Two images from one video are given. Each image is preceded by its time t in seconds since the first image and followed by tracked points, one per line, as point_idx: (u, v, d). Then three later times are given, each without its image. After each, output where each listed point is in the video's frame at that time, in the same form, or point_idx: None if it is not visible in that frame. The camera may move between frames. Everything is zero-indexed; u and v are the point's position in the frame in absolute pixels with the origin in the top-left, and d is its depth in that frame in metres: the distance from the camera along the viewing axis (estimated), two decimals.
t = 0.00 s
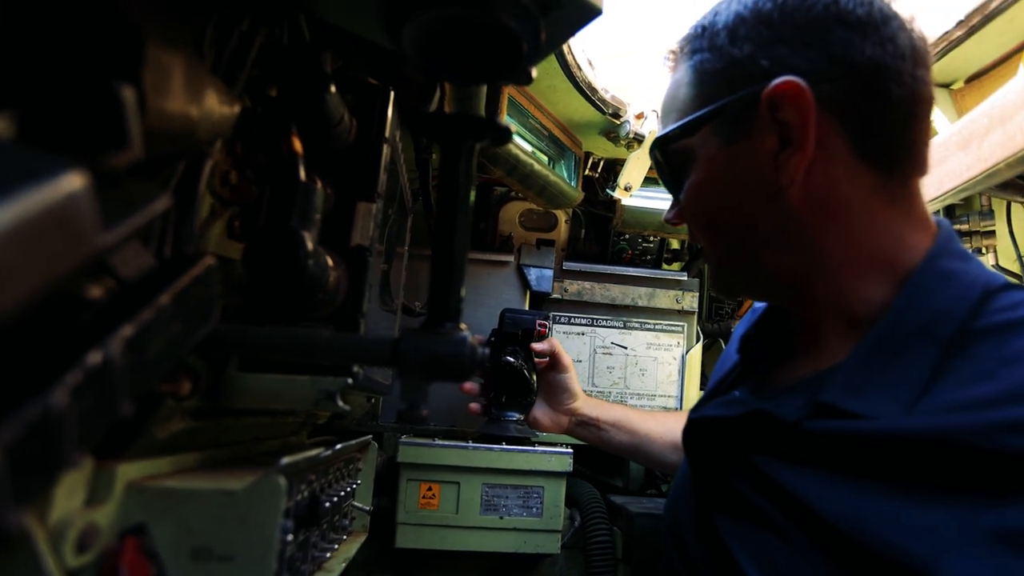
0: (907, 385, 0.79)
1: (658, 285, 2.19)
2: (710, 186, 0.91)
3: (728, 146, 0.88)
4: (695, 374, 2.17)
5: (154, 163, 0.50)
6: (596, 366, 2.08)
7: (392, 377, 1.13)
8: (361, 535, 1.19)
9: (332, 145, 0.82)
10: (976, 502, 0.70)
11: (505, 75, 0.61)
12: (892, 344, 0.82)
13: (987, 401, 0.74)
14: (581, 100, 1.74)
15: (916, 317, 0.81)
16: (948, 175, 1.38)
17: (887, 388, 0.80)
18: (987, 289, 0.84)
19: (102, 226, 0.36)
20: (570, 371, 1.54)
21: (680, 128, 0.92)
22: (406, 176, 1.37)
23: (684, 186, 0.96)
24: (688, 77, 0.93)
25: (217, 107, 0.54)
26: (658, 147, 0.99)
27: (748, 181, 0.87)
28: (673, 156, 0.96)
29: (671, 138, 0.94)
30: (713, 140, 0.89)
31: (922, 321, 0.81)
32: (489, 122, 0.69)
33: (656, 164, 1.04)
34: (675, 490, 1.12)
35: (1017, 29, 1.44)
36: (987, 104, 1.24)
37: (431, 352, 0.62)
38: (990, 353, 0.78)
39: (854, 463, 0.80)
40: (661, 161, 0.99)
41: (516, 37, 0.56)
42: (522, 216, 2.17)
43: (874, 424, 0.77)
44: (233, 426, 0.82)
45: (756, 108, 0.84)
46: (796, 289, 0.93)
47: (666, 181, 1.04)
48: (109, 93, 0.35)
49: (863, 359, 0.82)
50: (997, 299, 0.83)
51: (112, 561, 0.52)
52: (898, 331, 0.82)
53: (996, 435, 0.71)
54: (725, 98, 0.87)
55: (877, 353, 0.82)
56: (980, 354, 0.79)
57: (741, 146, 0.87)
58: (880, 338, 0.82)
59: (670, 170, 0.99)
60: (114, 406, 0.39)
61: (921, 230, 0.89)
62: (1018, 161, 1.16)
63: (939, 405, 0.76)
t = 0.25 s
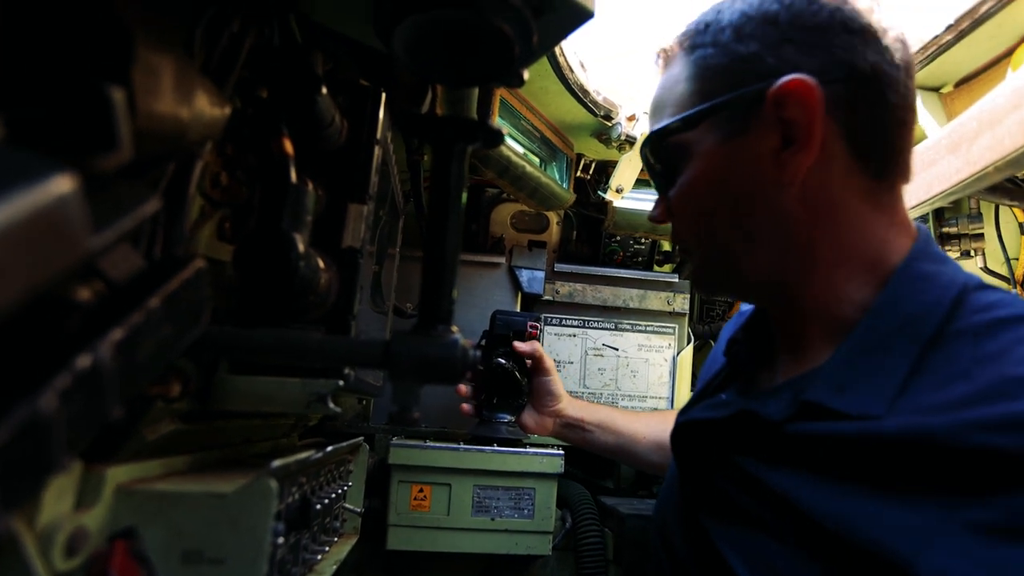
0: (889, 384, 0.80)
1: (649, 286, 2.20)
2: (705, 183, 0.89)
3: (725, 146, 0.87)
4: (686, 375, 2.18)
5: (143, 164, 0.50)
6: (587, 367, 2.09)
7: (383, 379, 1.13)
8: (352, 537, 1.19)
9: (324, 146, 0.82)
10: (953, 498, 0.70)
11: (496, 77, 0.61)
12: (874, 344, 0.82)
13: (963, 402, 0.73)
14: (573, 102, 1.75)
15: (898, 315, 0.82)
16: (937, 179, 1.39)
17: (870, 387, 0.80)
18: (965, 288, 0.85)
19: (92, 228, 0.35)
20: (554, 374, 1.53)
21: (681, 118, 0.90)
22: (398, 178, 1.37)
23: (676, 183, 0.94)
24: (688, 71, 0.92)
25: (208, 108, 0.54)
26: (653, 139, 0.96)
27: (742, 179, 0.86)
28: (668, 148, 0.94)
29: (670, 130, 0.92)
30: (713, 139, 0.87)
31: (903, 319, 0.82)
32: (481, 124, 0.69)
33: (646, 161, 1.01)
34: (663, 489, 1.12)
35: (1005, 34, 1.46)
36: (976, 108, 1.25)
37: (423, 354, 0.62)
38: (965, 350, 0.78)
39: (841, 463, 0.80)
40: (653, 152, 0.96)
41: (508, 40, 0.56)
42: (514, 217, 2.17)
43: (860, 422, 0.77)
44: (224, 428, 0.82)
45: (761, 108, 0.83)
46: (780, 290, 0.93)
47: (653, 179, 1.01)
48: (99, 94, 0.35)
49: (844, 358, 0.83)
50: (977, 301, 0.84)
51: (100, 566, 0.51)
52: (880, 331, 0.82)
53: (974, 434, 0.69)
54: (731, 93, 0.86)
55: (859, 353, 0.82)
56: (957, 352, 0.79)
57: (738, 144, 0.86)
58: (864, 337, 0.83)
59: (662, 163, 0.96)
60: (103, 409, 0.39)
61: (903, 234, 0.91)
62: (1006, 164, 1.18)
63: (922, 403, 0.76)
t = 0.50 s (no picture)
0: (886, 373, 0.77)
1: (645, 288, 2.21)
2: (816, 139, 0.81)
3: (831, 109, 0.83)
4: (680, 377, 2.19)
5: (147, 160, 0.50)
6: (582, 368, 2.10)
7: (380, 377, 1.13)
8: (347, 535, 1.19)
9: (325, 145, 0.82)
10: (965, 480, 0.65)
11: (498, 78, 0.62)
12: (873, 333, 0.81)
13: (964, 387, 0.71)
14: (571, 103, 1.75)
15: (892, 311, 0.82)
16: (931, 185, 1.40)
17: (869, 376, 0.77)
18: (952, 288, 0.85)
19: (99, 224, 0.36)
20: (546, 376, 1.54)
21: (790, 62, 0.83)
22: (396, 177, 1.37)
23: (772, 133, 0.82)
24: (749, 22, 0.90)
25: (212, 105, 0.54)
26: (728, 83, 0.86)
27: (845, 146, 0.84)
28: (750, 91, 0.84)
29: (744, 72, 0.86)
30: (827, 97, 0.83)
31: (896, 317, 0.82)
32: (482, 125, 0.69)
33: (692, 108, 0.91)
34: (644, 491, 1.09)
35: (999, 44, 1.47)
36: (970, 116, 1.26)
37: (422, 352, 0.62)
38: (961, 341, 0.76)
39: (842, 453, 0.74)
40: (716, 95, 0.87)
41: (510, 41, 0.57)
42: (511, 218, 2.18)
43: (854, 412, 0.74)
44: (221, 424, 0.82)
45: (850, 80, 0.86)
46: (815, 271, 0.89)
47: (717, 128, 0.88)
48: (107, 91, 0.35)
49: (841, 351, 0.81)
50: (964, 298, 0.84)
51: (100, 560, 0.52)
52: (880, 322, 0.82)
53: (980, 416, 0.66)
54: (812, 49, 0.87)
55: (858, 342, 0.81)
56: (950, 342, 0.77)
57: (850, 112, 0.86)
58: (858, 333, 0.82)
59: (719, 111, 0.87)
60: (108, 402, 0.39)
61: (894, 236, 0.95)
62: (999, 172, 1.19)
63: (920, 391, 0.73)
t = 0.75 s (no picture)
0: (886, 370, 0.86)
1: (641, 291, 2.21)
2: (851, 144, 0.89)
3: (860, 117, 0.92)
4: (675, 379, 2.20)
5: (150, 154, 0.50)
6: (577, 369, 2.10)
7: (375, 375, 1.13)
8: (341, 532, 1.19)
9: (326, 142, 0.82)
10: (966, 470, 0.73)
11: (500, 78, 0.62)
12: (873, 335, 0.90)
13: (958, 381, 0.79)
14: (571, 105, 1.76)
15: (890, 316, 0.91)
16: (928, 193, 1.41)
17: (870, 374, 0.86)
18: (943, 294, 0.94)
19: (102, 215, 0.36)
20: (541, 377, 1.54)
21: (844, 62, 0.89)
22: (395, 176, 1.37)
23: (809, 132, 0.89)
24: (793, 19, 0.96)
25: (215, 100, 0.55)
26: (778, 71, 0.91)
27: (869, 153, 0.93)
28: (794, 87, 0.90)
29: (790, 64, 0.92)
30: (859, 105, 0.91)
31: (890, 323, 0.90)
32: (483, 124, 0.69)
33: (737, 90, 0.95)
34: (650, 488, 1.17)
35: (997, 53, 1.48)
36: (967, 123, 1.27)
37: (421, 349, 0.62)
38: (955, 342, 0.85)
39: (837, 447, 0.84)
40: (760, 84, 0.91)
41: (512, 42, 0.57)
42: (509, 219, 2.18)
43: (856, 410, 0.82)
44: (217, 420, 0.82)
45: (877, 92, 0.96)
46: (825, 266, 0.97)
47: (756, 119, 0.93)
48: (111, 83, 0.35)
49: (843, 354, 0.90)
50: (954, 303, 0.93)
51: (94, 553, 0.51)
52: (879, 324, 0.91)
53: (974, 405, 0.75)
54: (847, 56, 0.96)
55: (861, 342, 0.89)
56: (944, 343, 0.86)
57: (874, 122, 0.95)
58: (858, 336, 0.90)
59: (759, 102, 0.92)
60: (106, 394, 0.39)
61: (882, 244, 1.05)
62: (995, 180, 1.19)
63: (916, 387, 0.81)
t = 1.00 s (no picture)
0: (869, 374, 0.86)
1: (637, 293, 2.22)
2: (848, 153, 0.90)
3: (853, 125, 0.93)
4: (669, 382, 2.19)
5: (143, 147, 0.49)
6: (571, 371, 2.09)
7: (368, 374, 1.13)
8: (332, 532, 1.18)
9: (322, 139, 0.82)
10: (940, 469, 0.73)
11: (497, 78, 0.62)
12: (857, 341, 0.90)
13: (937, 384, 0.79)
14: (569, 106, 1.76)
15: (874, 320, 0.91)
16: (921, 199, 1.41)
17: (854, 380, 0.85)
18: (926, 299, 0.95)
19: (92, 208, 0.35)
20: (536, 377, 1.53)
21: (843, 72, 0.89)
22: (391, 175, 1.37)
23: (809, 140, 0.89)
24: (792, 29, 0.96)
25: (210, 94, 0.54)
26: (779, 81, 0.91)
27: (862, 161, 0.94)
28: (790, 95, 0.89)
29: (791, 74, 0.92)
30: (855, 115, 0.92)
31: (874, 328, 0.90)
32: (480, 124, 0.69)
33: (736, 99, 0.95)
34: (642, 490, 1.17)
35: (988, 63, 1.49)
36: (960, 131, 1.28)
37: (414, 349, 0.62)
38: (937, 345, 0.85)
39: (821, 451, 0.84)
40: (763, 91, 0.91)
41: (510, 42, 0.57)
42: (505, 219, 2.18)
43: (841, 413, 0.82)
44: (207, 418, 0.81)
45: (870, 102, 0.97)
46: (819, 272, 0.97)
47: (757, 125, 0.92)
48: (103, 74, 0.35)
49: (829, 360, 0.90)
50: (937, 305, 0.93)
51: (78, 550, 0.51)
52: (863, 328, 0.91)
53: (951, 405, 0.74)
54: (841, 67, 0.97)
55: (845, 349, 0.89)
56: (925, 346, 0.86)
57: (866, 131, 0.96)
58: (842, 340, 0.90)
59: (760, 108, 0.92)
60: (93, 390, 0.39)
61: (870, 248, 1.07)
62: (986, 188, 1.20)
63: (899, 390, 0.81)
